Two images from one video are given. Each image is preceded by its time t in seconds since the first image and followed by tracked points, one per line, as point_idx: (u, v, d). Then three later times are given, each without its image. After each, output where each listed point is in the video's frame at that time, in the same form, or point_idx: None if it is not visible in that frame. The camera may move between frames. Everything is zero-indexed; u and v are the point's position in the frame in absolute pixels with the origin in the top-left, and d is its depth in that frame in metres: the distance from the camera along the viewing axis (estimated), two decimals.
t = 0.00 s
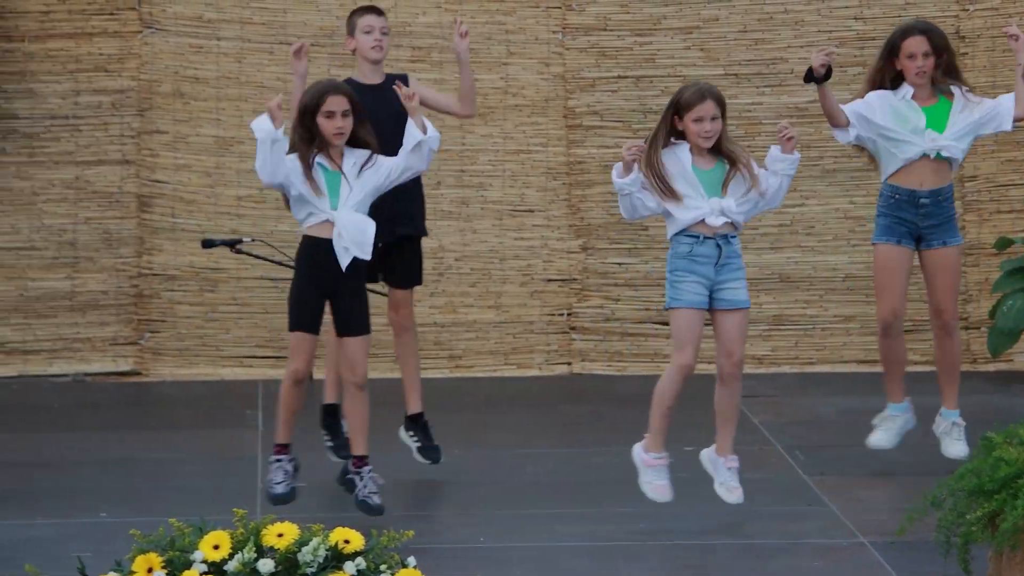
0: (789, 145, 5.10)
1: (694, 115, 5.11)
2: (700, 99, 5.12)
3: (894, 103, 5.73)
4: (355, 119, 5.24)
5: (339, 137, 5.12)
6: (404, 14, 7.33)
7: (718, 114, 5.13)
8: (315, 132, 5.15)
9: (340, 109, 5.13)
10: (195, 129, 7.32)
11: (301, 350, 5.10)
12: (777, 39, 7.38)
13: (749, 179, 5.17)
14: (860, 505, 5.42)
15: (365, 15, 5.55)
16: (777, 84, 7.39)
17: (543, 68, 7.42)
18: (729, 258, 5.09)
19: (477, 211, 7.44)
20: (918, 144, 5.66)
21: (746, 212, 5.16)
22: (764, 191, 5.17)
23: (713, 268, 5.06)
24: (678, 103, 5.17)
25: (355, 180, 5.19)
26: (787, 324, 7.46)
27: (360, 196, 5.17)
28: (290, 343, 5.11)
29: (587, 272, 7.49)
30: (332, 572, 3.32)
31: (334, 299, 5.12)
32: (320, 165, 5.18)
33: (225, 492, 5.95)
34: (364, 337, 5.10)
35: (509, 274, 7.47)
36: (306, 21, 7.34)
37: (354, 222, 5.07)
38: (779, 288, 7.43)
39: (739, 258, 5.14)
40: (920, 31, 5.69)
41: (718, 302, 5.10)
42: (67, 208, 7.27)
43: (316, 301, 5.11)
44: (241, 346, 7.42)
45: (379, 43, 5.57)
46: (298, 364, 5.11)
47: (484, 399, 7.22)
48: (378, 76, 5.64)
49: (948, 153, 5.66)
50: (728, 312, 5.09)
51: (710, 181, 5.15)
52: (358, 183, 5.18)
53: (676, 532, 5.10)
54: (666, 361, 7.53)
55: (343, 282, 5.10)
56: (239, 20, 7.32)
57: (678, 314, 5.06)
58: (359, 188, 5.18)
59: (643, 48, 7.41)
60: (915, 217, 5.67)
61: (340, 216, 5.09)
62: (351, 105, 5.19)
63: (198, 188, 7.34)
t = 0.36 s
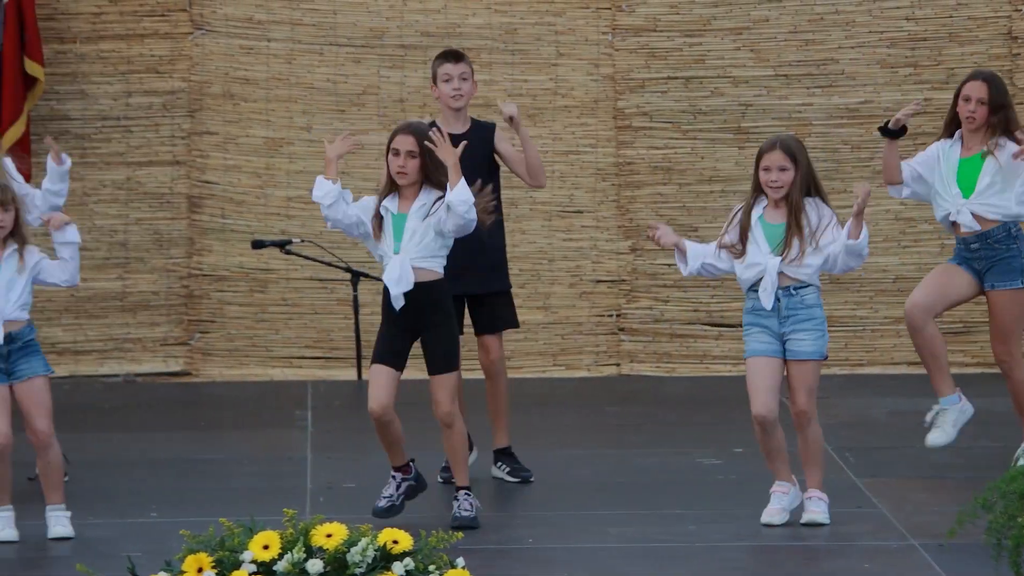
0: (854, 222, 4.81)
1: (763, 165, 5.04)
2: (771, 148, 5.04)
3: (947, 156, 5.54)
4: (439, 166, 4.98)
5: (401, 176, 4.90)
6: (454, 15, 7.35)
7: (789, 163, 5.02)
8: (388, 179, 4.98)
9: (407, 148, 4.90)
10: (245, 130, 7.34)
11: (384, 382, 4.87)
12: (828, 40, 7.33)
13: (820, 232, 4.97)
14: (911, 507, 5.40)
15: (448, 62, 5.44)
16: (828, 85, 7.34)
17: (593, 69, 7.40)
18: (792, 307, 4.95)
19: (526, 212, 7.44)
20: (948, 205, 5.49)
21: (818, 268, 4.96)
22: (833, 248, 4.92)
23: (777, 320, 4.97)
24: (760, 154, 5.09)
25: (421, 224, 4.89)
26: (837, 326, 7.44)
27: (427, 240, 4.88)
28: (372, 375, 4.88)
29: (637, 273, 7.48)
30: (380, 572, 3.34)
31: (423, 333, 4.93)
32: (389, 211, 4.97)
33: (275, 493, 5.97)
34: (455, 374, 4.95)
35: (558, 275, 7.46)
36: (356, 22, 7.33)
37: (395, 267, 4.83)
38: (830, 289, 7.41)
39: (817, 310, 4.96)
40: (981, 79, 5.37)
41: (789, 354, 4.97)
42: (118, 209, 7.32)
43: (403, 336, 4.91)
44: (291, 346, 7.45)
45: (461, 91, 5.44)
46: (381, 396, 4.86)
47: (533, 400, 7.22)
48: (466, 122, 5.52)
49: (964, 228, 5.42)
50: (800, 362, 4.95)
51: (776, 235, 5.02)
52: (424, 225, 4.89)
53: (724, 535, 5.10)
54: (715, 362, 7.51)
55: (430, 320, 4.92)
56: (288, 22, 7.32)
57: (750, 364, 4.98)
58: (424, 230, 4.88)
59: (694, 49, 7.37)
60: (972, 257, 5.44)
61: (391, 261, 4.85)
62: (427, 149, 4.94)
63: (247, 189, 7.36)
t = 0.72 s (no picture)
0: (864, 208, 4.93)
1: (791, 168, 4.97)
2: (799, 150, 4.97)
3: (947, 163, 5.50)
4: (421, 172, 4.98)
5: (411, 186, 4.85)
6: (497, 15, 7.34)
7: (818, 165, 4.96)
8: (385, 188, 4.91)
9: (415, 156, 4.86)
10: (288, 131, 7.35)
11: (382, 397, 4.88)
12: (872, 40, 7.29)
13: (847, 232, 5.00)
14: (953, 508, 5.40)
15: (451, 69, 5.37)
16: (871, 85, 7.31)
17: (636, 69, 7.40)
18: (814, 313, 4.93)
19: (569, 212, 7.44)
20: (970, 206, 5.42)
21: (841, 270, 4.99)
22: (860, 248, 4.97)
23: (794, 323, 4.93)
24: (782, 157, 5.02)
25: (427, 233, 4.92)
26: (880, 327, 7.42)
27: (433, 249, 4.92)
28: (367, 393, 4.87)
29: (679, 274, 7.46)
30: (423, 572, 3.46)
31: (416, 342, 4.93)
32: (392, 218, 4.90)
33: (315, 495, 5.97)
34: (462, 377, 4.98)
35: (600, 275, 7.46)
36: (399, 22, 7.33)
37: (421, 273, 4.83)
38: (873, 290, 7.40)
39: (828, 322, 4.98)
40: (991, 87, 5.39)
41: (800, 359, 4.95)
42: (161, 209, 7.34)
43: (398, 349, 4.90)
44: (333, 346, 7.45)
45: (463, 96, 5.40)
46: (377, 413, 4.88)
47: (574, 400, 7.22)
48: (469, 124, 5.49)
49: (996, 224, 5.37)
50: (810, 368, 4.93)
51: (811, 240, 4.98)
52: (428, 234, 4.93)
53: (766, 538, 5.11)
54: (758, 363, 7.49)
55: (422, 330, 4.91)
56: (331, 22, 7.32)
57: (760, 367, 4.95)
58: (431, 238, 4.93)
59: (737, 49, 7.34)
60: (964, 266, 5.44)
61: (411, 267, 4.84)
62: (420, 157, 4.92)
63: (290, 189, 7.37)
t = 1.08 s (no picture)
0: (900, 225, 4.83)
1: (814, 160, 4.98)
2: (824, 143, 4.97)
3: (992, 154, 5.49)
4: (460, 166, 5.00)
5: (428, 177, 4.90)
6: (531, 16, 7.36)
7: (843, 157, 4.95)
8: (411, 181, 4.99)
9: (434, 147, 4.92)
10: (322, 132, 7.36)
11: (395, 387, 4.89)
12: (907, 41, 7.28)
13: (870, 230, 4.95)
14: (988, 509, 5.43)
15: (453, 62, 5.46)
16: (906, 86, 7.30)
17: (670, 70, 7.39)
18: (836, 308, 4.90)
19: (602, 214, 7.45)
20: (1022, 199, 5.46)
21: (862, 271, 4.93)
22: (880, 250, 4.92)
23: (818, 319, 4.91)
24: (808, 150, 5.02)
25: (449, 232, 4.94)
26: (915, 328, 7.41)
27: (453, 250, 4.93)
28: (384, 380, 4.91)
29: (712, 275, 7.47)
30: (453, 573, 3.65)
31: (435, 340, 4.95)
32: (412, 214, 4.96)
33: (349, 496, 5.99)
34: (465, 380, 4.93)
35: (633, 277, 7.47)
36: (433, 24, 7.34)
37: (424, 275, 4.86)
38: (908, 291, 7.40)
39: (857, 313, 4.93)
40: None
41: (826, 353, 4.91)
42: (196, 210, 7.37)
43: (415, 344, 4.93)
44: (366, 348, 7.45)
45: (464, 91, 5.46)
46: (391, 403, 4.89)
47: (607, 402, 7.22)
48: (477, 120, 5.58)
49: None
50: (837, 362, 4.88)
51: (832, 236, 4.96)
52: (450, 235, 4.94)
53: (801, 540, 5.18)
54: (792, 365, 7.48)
55: (444, 331, 4.94)
56: (366, 24, 7.33)
57: (787, 365, 4.94)
58: (451, 239, 4.93)
59: (771, 51, 7.34)
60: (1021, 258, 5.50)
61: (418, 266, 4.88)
62: (450, 148, 4.96)
63: (324, 191, 7.39)
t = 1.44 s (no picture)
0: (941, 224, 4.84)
1: (854, 162, 4.99)
2: (863, 144, 4.98)
3: None
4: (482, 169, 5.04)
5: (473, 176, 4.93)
6: (560, 17, 7.35)
7: (882, 159, 4.96)
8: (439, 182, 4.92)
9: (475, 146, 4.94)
10: (352, 132, 7.37)
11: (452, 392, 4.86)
12: (937, 42, 7.27)
13: (912, 229, 4.95)
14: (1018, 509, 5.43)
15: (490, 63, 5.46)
16: (936, 86, 7.30)
17: (699, 71, 7.39)
18: (886, 308, 4.88)
19: (631, 214, 7.46)
20: None
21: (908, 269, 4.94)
22: (925, 248, 4.92)
23: (869, 320, 4.89)
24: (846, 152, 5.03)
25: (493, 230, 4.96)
26: (944, 329, 7.40)
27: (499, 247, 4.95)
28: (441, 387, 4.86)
29: (741, 276, 7.48)
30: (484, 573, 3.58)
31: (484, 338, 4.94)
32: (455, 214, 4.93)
33: (377, 496, 6.00)
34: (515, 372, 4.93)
35: (662, 277, 7.48)
36: (462, 24, 7.34)
37: (497, 269, 4.86)
38: (938, 292, 7.39)
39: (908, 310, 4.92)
40: None
41: (878, 353, 4.90)
42: (225, 211, 7.39)
43: (467, 345, 4.91)
44: (395, 348, 7.47)
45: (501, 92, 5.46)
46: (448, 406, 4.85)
47: (636, 402, 7.23)
48: (516, 123, 5.58)
49: None
50: (890, 362, 4.89)
51: (875, 235, 4.96)
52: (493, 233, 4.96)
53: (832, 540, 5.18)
54: (820, 366, 7.49)
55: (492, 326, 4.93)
56: (395, 24, 7.34)
57: (840, 363, 4.90)
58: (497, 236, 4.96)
59: (801, 51, 7.33)
60: None
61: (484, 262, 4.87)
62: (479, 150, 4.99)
63: (353, 191, 7.40)
